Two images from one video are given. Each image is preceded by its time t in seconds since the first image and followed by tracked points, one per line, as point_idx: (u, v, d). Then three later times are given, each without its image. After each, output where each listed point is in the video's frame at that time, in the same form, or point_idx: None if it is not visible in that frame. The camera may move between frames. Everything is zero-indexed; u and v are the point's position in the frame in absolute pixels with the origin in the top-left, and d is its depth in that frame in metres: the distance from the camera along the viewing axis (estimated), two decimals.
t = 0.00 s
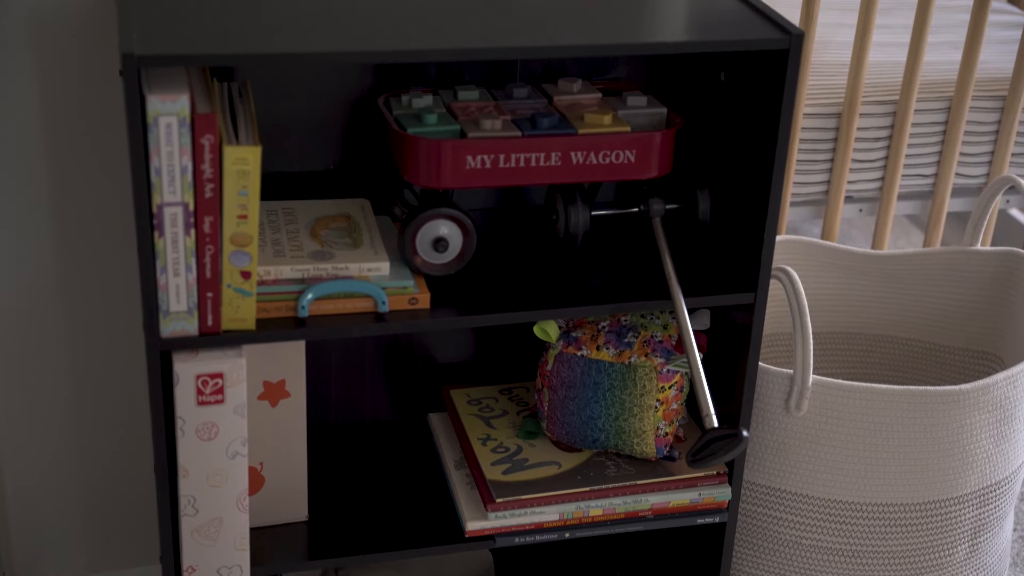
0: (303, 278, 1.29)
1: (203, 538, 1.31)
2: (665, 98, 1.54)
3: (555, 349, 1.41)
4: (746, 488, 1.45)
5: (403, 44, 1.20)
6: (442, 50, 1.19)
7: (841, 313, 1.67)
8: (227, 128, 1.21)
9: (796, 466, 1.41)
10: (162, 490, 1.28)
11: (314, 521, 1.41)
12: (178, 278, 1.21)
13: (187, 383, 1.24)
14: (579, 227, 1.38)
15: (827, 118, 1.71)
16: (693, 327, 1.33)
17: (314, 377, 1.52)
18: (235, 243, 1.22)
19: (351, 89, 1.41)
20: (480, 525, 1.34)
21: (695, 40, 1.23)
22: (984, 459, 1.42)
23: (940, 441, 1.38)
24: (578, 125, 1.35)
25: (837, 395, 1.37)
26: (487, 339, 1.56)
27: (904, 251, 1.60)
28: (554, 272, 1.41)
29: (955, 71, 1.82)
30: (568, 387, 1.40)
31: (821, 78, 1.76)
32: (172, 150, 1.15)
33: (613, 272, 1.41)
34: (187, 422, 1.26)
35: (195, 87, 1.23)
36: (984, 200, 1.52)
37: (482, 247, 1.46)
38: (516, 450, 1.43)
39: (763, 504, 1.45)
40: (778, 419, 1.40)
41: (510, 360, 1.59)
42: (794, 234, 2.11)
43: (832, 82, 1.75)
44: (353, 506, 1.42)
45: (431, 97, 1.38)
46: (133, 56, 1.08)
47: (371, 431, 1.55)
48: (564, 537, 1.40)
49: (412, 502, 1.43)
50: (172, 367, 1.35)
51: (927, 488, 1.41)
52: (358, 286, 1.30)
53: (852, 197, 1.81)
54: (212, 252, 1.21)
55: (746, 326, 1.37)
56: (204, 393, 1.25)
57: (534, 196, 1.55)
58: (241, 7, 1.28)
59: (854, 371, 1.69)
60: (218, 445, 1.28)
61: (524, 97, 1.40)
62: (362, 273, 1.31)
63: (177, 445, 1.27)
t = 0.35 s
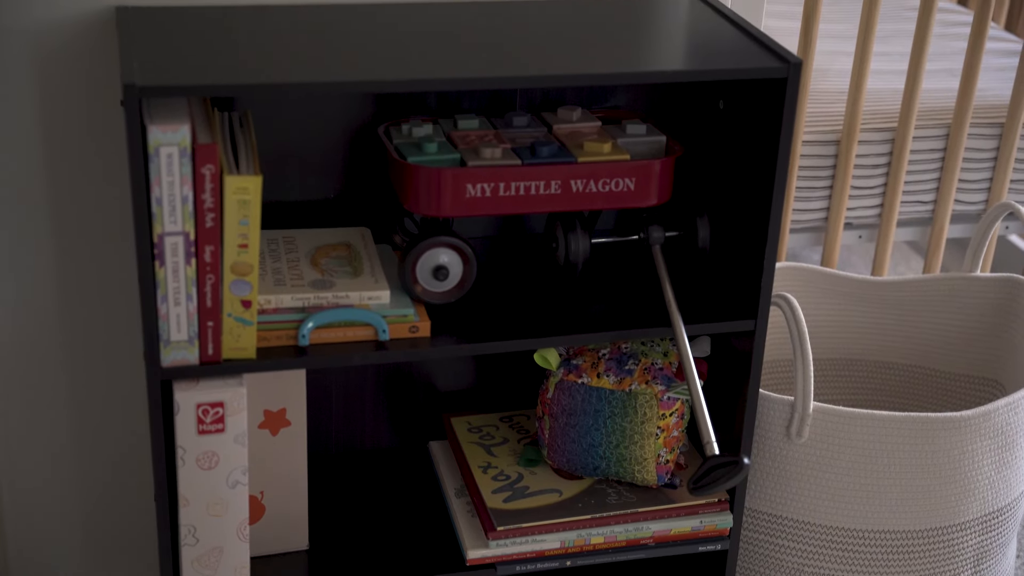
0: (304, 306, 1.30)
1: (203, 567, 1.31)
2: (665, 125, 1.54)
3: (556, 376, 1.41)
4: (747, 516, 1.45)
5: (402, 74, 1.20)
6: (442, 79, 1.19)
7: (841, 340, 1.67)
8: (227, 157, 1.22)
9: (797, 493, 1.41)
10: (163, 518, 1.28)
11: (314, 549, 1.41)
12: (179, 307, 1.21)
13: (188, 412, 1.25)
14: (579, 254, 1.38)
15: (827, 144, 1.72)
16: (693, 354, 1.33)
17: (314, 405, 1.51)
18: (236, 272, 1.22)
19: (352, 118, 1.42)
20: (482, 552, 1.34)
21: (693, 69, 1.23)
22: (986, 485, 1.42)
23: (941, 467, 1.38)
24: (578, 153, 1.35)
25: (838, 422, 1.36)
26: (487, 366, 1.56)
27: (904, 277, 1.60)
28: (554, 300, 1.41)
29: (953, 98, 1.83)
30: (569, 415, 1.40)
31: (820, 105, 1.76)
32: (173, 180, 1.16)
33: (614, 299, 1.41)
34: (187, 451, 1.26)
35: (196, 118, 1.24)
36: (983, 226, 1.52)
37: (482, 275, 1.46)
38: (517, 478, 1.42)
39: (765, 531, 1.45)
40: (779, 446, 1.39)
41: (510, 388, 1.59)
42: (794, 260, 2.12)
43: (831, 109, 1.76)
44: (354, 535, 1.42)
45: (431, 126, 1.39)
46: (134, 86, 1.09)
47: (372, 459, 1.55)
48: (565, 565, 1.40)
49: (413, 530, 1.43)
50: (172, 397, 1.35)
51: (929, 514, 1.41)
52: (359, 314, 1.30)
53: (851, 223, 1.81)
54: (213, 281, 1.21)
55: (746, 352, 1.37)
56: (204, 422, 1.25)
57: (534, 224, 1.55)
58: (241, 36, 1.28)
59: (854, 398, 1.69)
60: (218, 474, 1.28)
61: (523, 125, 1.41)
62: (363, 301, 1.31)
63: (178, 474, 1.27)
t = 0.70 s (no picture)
0: (304, 324, 1.30)
1: None
2: (665, 143, 1.55)
3: (557, 394, 1.41)
4: (749, 533, 1.45)
5: (403, 92, 1.21)
6: (442, 98, 1.20)
7: (841, 356, 1.67)
8: (228, 176, 1.22)
9: (799, 510, 1.41)
10: (163, 537, 1.28)
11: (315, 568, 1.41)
12: (179, 326, 1.21)
13: (189, 431, 1.25)
14: (580, 272, 1.38)
15: (827, 161, 1.74)
16: (694, 371, 1.33)
17: (315, 423, 1.51)
18: (236, 291, 1.22)
19: (352, 137, 1.42)
20: (482, 571, 1.34)
21: (693, 87, 1.24)
22: (988, 502, 1.42)
23: (943, 484, 1.38)
24: (578, 170, 1.35)
25: (839, 438, 1.36)
26: (488, 384, 1.56)
27: (904, 294, 1.61)
28: (555, 317, 1.41)
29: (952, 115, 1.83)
30: (570, 432, 1.40)
31: (819, 122, 1.76)
32: (174, 199, 1.16)
33: (614, 316, 1.41)
34: (188, 469, 1.26)
35: (197, 137, 1.24)
36: (983, 242, 1.53)
37: (482, 293, 1.46)
38: (518, 496, 1.42)
39: (766, 548, 1.45)
40: (781, 463, 1.39)
41: (511, 405, 1.59)
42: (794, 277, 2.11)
43: (830, 126, 1.76)
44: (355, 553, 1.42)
45: (432, 144, 1.39)
46: (135, 106, 1.10)
47: (373, 477, 1.55)
48: None
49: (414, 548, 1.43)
50: (173, 416, 1.35)
51: (931, 532, 1.40)
52: (359, 332, 1.30)
53: (852, 240, 1.83)
54: (213, 300, 1.21)
55: (747, 369, 1.37)
56: (205, 441, 1.26)
57: (534, 241, 1.55)
58: (242, 55, 1.29)
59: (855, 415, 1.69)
60: (219, 492, 1.28)
61: (523, 143, 1.41)
62: (363, 320, 1.32)
63: (178, 492, 1.27)
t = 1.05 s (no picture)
0: (305, 345, 1.30)
1: None
2: (665, 163, 1.55)
3: (558, 414, 1.41)
4: (751, 553, 1.45)
5: (404, 114, 1.21)
6: (443, 119, 1.20)
7: (844, 377, 1.68)
8: (229, 197, 1.22)
9: (801, 530, 1.41)
10: (163, 558, 1.28)
11: None
12: (180, 347, 1.21)
13: (190, 452, 1.25)
14: (580, 292, 1.38)
15: (827, 181, 1.76)
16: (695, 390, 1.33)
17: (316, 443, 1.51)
18: (238, 311, 1.23)
19: (353, 158, 1.43)
20: None
21: (692, 108, 1.24)
22: (991, 522, 1.41)
23: (945, 504, 1.38)
24: (578, 191, 1.36)
25: (841, 458, 1.36)
26: (489, 404, 1.56)
27: (904, 313, 1.61)
28: (556, 337, 1.41)
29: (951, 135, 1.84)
30: (571, 452, 1.40)
31: (819, 142, 1.76)
32: (176, 221, 1.16)
33: (613, 335, 1.42)
34: (189, 490, 1.26)
35: (198, 158, 1.24)
36: (984, 261, 1.54)
37: (483, 314, 1.46)
38: (519, 516, 1.42)
39: (768, 568, 1.45)
40: (782, 483, 1.39)
41: (512, 425, 1.59)
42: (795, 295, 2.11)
43: (831, 147, 1.76)
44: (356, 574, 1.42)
45: (432, 165, 1.40)
46: (137, 127, 1.10)
47: (374, 497, 1.55)
48: None
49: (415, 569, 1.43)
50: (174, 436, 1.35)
51: (933, 552, 1.40)
52: (360, 353, 1.30)
53: (852, 259, 1.85)
54: (215, 321, 1.22)
55: (749, 389, 1.37)
56: (206, 462, 1.25)
57: (534, 261, 1.55)
58: (244, 76, 1.29)
59: (856, 434, 1.69)
60: (219, 513, 1.28)
61: (524, 164, 1.41)
62: (363, 340, 1.32)
63: (179, 513, 1.27)
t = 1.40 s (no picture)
0: (306, 365, 1.30)
1: None
2: (666, 183, 1.56)
3: (559, 434, 1.41)
4: (753, 572, 1.45)
5: (406, 134, 1.22)
6: (443, 139, 1.21)
7: (843, 396, 1.68)
8: (230, 218, 1.22)
9: (803, 550, 1.41)
10: None
11: None
12: (181, 368, 1.21)
13: (190, 472, 1.25)
14: (581, 311, 1.38)
15: (827, 201, 1.79)
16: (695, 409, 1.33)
17: (316, 463, 1.51)
18: (238, 332, 1.23)
19: (354, 178, 1.43)
20: None
21: (693, 127, 1.25)
22: (993, 541, 1.41)
23: (947, 523, 1.37)
24: (578, 211, 1.36)
25: (842, 477, 1.36)
26: (490, 423, 1.56)
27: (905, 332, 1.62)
28: (557, 357, 1.41)
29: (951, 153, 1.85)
30: (572, 472, 1.39)
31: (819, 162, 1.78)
32: (176, 242, 1.16)
33: (614, 355, 1.42)
34: (190, 511, 1.26)
35: (199, 179, 1.25)
36: (984, 280, 1.55)
37: (483, 334, 1.46)
38: (520, 536, 1.42)
39: None
40: (784, 502, 1.39)
41: (513, 444, 1.59)
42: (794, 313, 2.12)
43: (831, 165, 1.79)
44: None
45: (433, 185, 1.40)
46: (139, 149, 1.10)
47: (375, 517, 1.55)
48: None
49: None
50: (175, 457, 1.35)
51: (935, 571, 1.40)
52: (360, 373, 1.30)
53: (852, 278, 1.87)
54: (215, 341, 1.22)
55: (750, 408, 1.37)
56: (207, 482, 1.25)
57: (534, 280, 1.56)
58: (246, 98, 1.30)
59: (858, 453, 1.69)
60: (220, 534, 1.28)
61: (524, 184, 1.42)
62: (364, 360, 1.32)
63: (180, 534, 1.27)
